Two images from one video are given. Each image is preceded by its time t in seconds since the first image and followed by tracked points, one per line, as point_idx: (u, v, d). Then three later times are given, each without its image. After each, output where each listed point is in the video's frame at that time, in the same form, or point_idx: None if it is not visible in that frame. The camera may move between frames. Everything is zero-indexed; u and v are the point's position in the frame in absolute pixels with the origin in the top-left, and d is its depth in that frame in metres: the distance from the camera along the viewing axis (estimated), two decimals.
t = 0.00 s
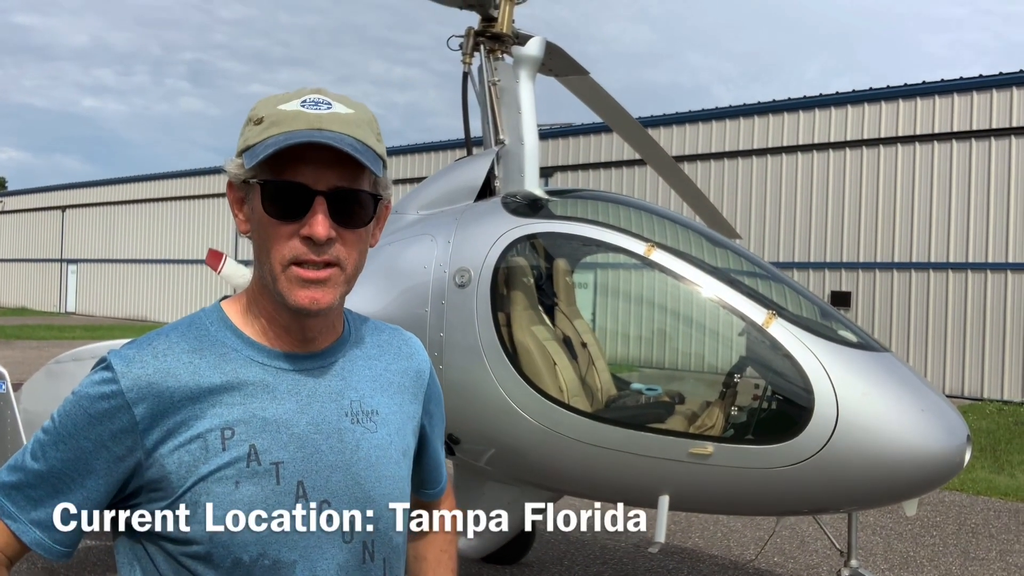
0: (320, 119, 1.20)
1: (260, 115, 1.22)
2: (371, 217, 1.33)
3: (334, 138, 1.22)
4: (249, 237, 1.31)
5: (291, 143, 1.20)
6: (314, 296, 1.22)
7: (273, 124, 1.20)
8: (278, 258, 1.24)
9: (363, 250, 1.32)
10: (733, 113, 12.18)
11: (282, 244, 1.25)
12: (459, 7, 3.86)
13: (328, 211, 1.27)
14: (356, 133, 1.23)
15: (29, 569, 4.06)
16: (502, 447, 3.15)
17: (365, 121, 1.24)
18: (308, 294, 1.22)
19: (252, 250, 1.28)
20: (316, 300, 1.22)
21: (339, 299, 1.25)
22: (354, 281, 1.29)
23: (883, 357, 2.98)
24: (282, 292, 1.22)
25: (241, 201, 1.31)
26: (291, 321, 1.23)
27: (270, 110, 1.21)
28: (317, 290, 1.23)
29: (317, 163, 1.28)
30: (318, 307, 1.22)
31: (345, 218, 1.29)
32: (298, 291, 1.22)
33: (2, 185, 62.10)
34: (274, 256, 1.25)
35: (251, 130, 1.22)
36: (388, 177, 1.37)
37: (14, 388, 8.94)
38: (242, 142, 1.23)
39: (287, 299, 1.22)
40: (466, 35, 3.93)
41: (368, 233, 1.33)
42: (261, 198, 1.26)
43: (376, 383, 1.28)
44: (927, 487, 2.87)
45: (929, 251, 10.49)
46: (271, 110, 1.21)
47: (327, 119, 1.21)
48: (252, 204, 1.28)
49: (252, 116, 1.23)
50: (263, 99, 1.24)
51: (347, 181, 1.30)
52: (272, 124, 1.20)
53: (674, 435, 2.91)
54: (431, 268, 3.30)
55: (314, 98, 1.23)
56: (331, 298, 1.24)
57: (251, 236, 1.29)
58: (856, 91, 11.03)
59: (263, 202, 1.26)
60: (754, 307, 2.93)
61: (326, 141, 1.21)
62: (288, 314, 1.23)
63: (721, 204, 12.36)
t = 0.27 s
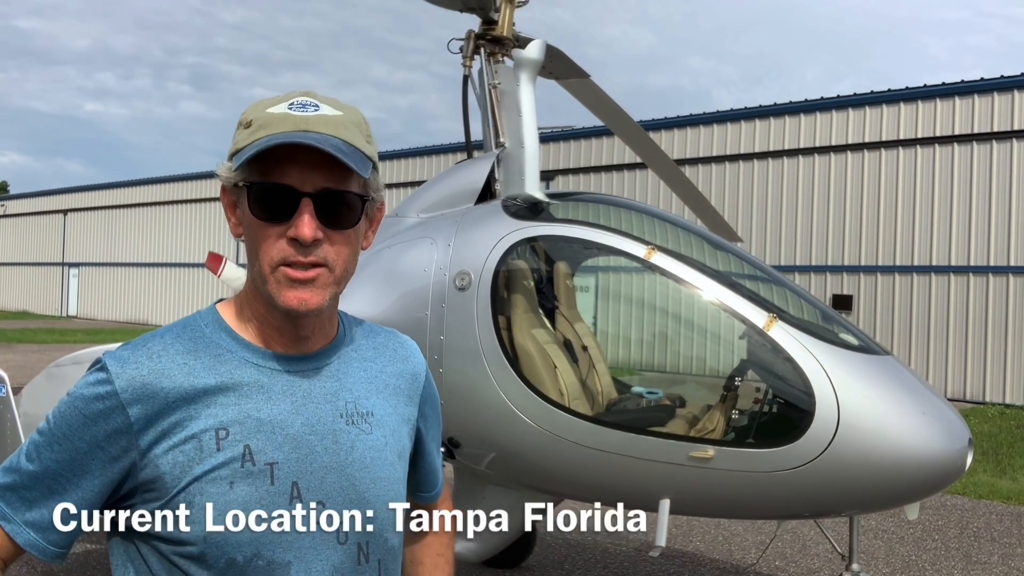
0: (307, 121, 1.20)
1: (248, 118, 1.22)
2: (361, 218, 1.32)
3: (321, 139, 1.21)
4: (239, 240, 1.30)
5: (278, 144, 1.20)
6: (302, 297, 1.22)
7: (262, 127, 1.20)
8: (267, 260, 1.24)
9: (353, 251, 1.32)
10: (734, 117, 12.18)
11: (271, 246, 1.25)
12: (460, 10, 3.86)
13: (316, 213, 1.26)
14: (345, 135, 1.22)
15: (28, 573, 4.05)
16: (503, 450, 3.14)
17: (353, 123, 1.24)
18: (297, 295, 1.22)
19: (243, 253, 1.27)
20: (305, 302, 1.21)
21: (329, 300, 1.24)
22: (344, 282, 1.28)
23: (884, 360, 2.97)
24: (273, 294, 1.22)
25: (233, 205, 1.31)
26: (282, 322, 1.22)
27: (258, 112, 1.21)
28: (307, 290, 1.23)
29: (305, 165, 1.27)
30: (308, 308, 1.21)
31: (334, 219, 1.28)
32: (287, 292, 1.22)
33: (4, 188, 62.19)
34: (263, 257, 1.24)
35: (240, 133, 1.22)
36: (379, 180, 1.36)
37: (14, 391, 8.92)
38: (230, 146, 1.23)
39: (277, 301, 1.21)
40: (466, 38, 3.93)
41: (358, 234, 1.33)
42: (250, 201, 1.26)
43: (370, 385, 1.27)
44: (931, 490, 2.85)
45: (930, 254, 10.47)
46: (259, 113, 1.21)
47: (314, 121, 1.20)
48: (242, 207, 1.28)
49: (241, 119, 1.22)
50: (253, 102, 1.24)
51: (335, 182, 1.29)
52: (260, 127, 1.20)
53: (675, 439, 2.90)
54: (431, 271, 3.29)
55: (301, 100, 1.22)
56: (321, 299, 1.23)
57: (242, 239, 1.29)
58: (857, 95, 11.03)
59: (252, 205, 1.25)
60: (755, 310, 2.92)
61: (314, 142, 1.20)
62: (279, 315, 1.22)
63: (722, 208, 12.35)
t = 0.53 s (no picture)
0: (302, 122, 1.19)
1: (242, 119, 1.21)
2: (356, 219, 1.31)
3: (316, 139, 1.20)
4: (233, 240, 1.30)
5: (273, 144, 1.19)
6: (297, 298, 1.21)
7: (256, 127, 1.20)
8: (261, 260, 1.23)
9: (348, 252, 1.31)
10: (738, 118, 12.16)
11: (266, 247, 1.24)
12: (462, 11, 3.85)
13: (310, 213, 1.25)
14: (340, 135, 1.22)
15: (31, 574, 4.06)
16: (504, 452, 3.14)
17: (348, 124, 1.23)
18: (291, 296, 1.21)
19: (237, 253, 1.27)
20: (298, 302, 1.21)
21: (323, 301, 1.24)
22: (338, 282, 1.27)
23: (888, 362, 2.96)
24: (266, 294, 1.21)
25: (226, 205, 1.31)
26: (276, 323, 1.22)
27: (253, 113, 1.21)
28: (301, 290, 1.22)
29: (299, 165, 1.27)
30: (302, 309, 1.20)
31: (328, 219, 1.27)
32: (281, 293, 1.21)
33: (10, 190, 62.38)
34: (258, 258, 1.23)
35: (235, 133, 1.22)
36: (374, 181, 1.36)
37: (17, 392, 8.93)
38: (225, 146, 1.22)
39: (271, 301, 1.20)
40: (469, 39, 3.92)
41: (353, 235, 1.32)
42: (244, 201, 1.25)
43: (364, 386, 1.26)
44: (935, 492, 2.84)
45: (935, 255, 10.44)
46: (254, 113, 1.20)
47: (310, 122, 1.20)
48: (236, 207, 1.28)
49: (236, 120, 1.22)
50: (248, 103, 1.23)
51: (329, 183, 1.29)
52: (254, 128, 1.19)
53: (679, 440, 2.89)
54: (433, 273, 3.28)
55: (296, 101, 1.22)
56: (315, 300, 1.22)
57: (236, 240, 1.28)
58: (862, 95, 10.99)
59: (246, 205, 1.25)
60: (758, 311, 2.91)
61: (309, 143, 1.20)
62: (272, 315, 1.22)
63: (726, 209, 12.33)
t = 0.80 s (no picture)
0: (297, 120, 1.19)
1: (237, 117, 1.21)
2: (350, 219, 1.31)
3: (311, 138, 1.20)
4: (226, 239, 1.29)
5: (267, 143, 1.19)
6: (292, 298, 1.21)
7: (251, 125, 1.19)
8: (255, 260, 1.23)
9: (342, 251, 1.31)
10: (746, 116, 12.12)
11: (260, 247, 1.24)
12: (467, 11, 3.84)
13: (305, 213, 1.25)
14: (336, 134, 1.22)
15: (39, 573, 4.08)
16: (510, 451, 3.14)
17: (343, 123, 1.23)
18: (286, 296, 1.21)
19: (231, 253, 1.26)
20: (293, 302, 1.20)
21: (318, 302, 1.23)
22: (333, 282, 1.27)
23: (896, 360, 2.94)
24: (260, 295, 1.21)
25: (220, 204, 1.30)
26: (269, 324, 1.21)
27: (247, 111, 1.20)
28: (296, 291, 1.22)
29: (294, 164, 1.26)
30: (296, 309, 1.20)
31: (323, 219, 1.27)
32: (275, 293, 1.21)
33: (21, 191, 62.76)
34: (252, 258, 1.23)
35: (228, 132, 1.21)
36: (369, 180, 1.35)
37: (26, 392, 8.95)
38: (219, 144, 1.22)
39: (265, 302, 1.20)
40: (474, 38, 3.91)
41: (347, 234, 1.31)
42: (237, 200, 1.25)
43: (358, 387, 1.26)
44: (942, 491, 2.82)
45: (945, 253, 10.39)
46: (248, 111, 1.20)
47: (305, 120, 1.19)
48: (230, 206, 1.27)
49: (230, 118, 1.21)
50: (242, 101, 1.23)
51: (325, 182, 1.28)
52: (249, 126, 1.19)
53: (686, 439, 2.88)
54: (439, 273, 3.28)
55: (291, 99, 1.21)
56: (310, 301, 1.22)
57: (230, 239, 1.28)
58: (871, 92, 10.93)
59: (240, 204, 1.24)
60: (764, 310, 2.90)
61: (304, 141, 1.19)
62: (266, 316, 1.21)
63: (734, 208, 12.29)
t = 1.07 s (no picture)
0: (288, 114, 1.18)
1: (225, 111, 1.20)
2: (341, 214, 1.30)
3: (301, 132, 1.19)
4: (216, 235, 1.29)
5: (257, 137, 1.18)
6: (283, 295, 1.20)
7: (240, 120, 1.18)
8: (246, 257, 1.22)
9: (333, 247, 1.30)
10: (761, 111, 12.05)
11: (251, 243, 1.23)
12: (476, 7, 3.83)
13: (296, 208, 1.25)
14: (326, 129, 1.21)
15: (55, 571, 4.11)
16: (521, 450, 3.13)
17: (334, 116, 1.22)
18: (277, 293, 1.20)
19: (222, 249, 1.26)
20: (285, 300, 1.20)
21: (310, 298, 1.23)
22: (325, 278, 1.26)
23: (909, 356, 2.91)
24: (251, 292, 1.20)
25: (209, 199, 1.29)
26: (260, 321, 1.21)
27: (237, 105, 1.20)
28: (288, 288, 1.21)
29: (285, 159, 1.26)
30: (287, 306, 1.20)
31: (315, 215, 1.27)
32: (266, 290, 1.20)
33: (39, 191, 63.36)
34: (242, 254, 1.22)
35: (217, 126, 1.21)
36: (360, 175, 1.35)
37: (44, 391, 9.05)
38: (208, 139, 1.21)
39: (256, 299, 1.20)
40: (483, 35, 3.90)
41: (338, 230, 1.31)
42: (227, 195, 1.24)
43: (350, 384, 1.25)
44: (957, 487, 2.79)
45: (962, 247, 10.30)
46: (237, 106, 1.19)
47: (295, 114, 1.19)
48: (219, 202, 1.27)
49: (218, 112, 1.21)
50: (231, 95, 1.22)
51: (316, 177, 1.28)
52: (237, 120, 1.18)
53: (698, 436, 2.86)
54: (449, 270, 3.28)
55: (281, 93, 1.21)
56: (302, 298, 1.21)
57: (220, 235, 1.27)
58: (887, 86, 10.84)
59: (229, 200, 1.24)
60: (775, 305, 2.88)
61: (294, 136, 1.19)
62: (258, 313, 1.21)
63: (749, 204, 12.22)
